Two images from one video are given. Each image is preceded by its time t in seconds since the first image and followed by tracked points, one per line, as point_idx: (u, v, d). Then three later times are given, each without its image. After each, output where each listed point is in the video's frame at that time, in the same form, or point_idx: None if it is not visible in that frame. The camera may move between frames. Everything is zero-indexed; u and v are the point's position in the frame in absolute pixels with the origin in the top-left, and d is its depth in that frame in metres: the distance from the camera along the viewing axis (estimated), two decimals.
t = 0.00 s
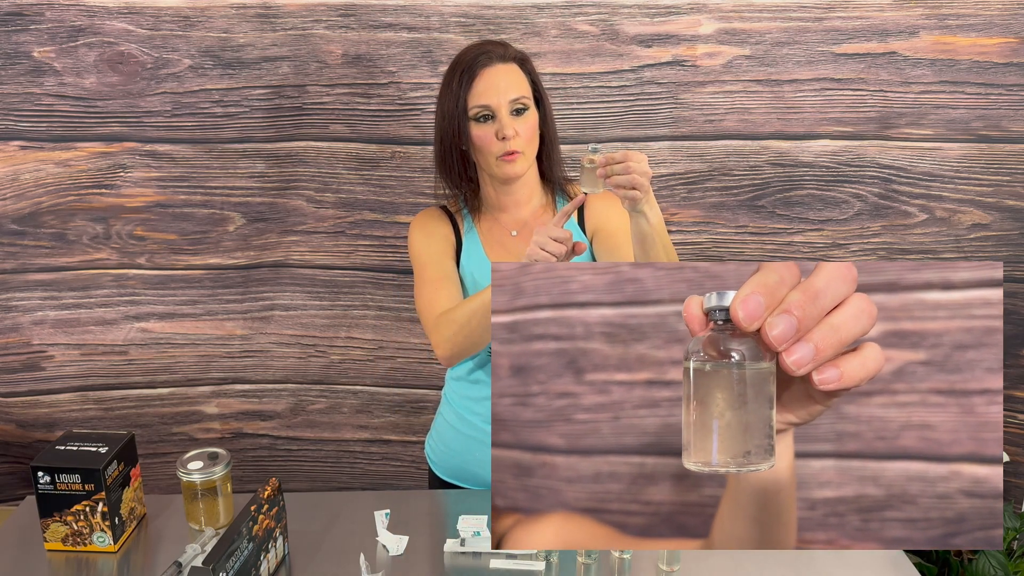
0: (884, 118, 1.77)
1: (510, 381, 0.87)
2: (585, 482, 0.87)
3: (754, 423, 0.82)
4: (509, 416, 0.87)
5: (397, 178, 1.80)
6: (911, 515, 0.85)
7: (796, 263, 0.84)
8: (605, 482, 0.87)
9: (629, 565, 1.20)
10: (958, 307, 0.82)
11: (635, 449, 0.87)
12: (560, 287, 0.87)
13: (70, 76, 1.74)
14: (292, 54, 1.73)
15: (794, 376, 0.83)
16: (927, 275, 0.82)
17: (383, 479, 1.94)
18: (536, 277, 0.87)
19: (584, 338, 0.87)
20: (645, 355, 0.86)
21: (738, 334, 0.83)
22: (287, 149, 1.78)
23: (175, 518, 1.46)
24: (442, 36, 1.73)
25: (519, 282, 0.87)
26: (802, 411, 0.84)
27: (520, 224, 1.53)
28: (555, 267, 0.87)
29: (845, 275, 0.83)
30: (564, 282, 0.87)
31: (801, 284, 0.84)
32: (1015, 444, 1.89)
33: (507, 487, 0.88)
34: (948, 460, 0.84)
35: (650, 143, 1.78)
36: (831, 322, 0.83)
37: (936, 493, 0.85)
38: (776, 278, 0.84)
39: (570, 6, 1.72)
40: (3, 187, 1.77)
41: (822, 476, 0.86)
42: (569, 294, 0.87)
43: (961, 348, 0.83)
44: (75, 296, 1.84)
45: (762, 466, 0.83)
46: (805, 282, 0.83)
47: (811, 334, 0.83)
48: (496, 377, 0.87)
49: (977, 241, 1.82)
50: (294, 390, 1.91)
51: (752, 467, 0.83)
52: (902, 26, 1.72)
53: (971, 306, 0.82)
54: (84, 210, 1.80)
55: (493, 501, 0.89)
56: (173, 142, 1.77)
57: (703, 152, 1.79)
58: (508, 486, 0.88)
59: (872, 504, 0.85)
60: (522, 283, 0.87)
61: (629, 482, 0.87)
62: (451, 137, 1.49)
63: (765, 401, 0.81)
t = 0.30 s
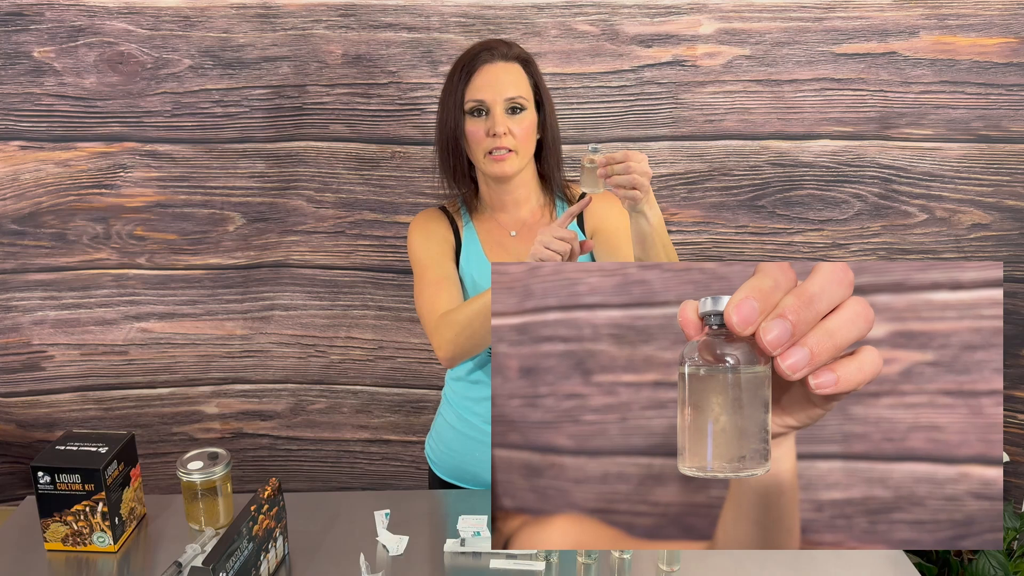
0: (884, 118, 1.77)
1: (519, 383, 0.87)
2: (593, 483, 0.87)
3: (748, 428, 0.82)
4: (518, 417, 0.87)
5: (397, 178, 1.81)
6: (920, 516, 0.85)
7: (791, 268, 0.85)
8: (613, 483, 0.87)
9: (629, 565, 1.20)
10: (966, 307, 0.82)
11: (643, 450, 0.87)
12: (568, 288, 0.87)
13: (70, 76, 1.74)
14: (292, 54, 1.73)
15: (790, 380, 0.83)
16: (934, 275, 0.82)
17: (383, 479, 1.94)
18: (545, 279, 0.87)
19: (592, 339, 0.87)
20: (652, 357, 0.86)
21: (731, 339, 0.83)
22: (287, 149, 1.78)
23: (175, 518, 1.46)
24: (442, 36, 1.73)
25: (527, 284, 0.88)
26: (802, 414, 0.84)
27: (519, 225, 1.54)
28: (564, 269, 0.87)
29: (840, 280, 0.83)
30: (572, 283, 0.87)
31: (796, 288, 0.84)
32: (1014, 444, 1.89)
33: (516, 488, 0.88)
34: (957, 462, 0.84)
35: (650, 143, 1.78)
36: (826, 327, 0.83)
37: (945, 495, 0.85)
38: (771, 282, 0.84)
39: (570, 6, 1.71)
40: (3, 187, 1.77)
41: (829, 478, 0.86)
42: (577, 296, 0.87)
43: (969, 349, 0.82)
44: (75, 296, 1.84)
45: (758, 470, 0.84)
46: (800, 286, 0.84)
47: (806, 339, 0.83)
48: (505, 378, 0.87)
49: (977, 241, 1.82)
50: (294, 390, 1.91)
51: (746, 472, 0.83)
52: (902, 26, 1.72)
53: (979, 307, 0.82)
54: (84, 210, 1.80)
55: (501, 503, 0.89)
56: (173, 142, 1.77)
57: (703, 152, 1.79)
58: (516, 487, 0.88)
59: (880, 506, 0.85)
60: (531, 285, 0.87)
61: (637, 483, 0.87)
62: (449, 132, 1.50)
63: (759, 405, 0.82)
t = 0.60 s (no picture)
0: (884, 118, 1.77)
1: (529, 382, 0.88)
2: (602, 481, 0.87)
3: (748, 420, 0.82)
4: (528, 416, 0.88)
5: (397, 178, 1.81)
6: (929, 516, 0.85)
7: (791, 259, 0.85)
8: (622, 482, 0.87)
9: (629, 565, 1.21)
10: (976, 304, 0.82)
11: (652, 449, 0.87)
12: (577, 288, 0.87)
13: (70, 76, 1.74)
14: (292, 54, 1.73)
15: (791, 372, 0.83)
16: (944, 273, 0.82)
17: (383, 479, 1.94)
18: (553, 279, 0.87)
19: (601, 339, 0.87)
20: (661, 356, 0.86)
21: (731, 330, 0.83)
22: (287, 149, 1.78)
23: (175, 518, 1.46)
24: (442, 36, 1.73)
25: (536, 284, 0.88)
26: (805, 407, 0.85)
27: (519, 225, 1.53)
28: (572, 268, 0.87)
29: (841, 271, 0.83)
30: (581, 282, 0.87)
31: (796, 280, 0.85)
32: (1014, 444, 1.89)
33: (525, 486, 0.88)
34: (967, 461, 0.84)
35: (650, 143, 1.78)
36: (826, 318, 0.83)
37: (955, 494, 0.85)
38: (771, 273, 0.84)
39: (570, 6, 1.71)
40: (3, 187, 1.77)
41: (838, 477, 0.86)
42: (586, 296, 0.87)
43: (979, 346, 0.82)
44: (75, 296, 1.84)
45: (759, 463, 0.84)
46: (800, 277, 0.84)
47: (806, 330, 0.84)
48: (515, 378, 0.87)
49: (977, 241, 1.82)
50: (295, 390, 1.91)
51: (748, 465, 0.84)
52: (902, 26, 1.72)
53: (990, 305, 0.82)
54: (84, 210, 1.80)
55: (510, 501, 0.89)
56: (173, 142, 1.77)
57: (703, 152, 1.79)
58: (525, 486, 0.88)
59: (889, 505, 0.85)
60: (540, 285, 0.87)
61: (645, 482, 0.87)
62: (449, 131, 1.50)
63: (759, 398, 0.81)
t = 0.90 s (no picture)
0: (884, 118, 1.77)
1: (540, 382, 0.88)
2: (613, 481, 0.88)
3: (754, 422, 0.83)
4: (539, 416, 0.88)
5: (397, 178, 1.81)
6: (940, 516, 0.85)
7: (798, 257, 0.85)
8: (632, 481, 0.88)
9: (629, 565, 1.21)
10: (987, 302, 0.82)
11: (662, 448, 0.87)
12: (587, 288, 0.87)
13: (70, 76, 1.74)
14: (292, 54, 1.73)
15: (798, 373, 0.84)
16: (955, 271, 0.82)
17: (383, 479, 1.94)
18: (564, 279, 0.87)
19: (612, 339, 0.87)
20: (672, 356, 0.86)
21: (736, 331, 0.83)
22: (287, 149, 1.78)
23: (175, 518, 1.46)
24: (442, 36, 1.73)
25: (547, 285, 0.88)
26: (814, 408, 0.85)
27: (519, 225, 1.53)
28: (583, 269, 0.87)
29: (848, 269, 0.83)
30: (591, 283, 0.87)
31: (803, 278, 0.85)
32: (1014, 444, 1.89)
33: (537, 485, 0.88)
34: (978, 461, 0.84)
35: (650, 143, 1.78)
36: (833, 318, 0.84)
37: (966, 494, 0.85)
38: (777, 273, 0.85)
39: (570, 6, 1.71)
40: (3, 187, 1.77)
41: (848, 477, 0.86)
42: (597, 296, 0.87)
43: (991, 344, 0.82)
44: (75, 296, 1.84)
45: (765, 466, 0.85)
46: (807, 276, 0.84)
47: (813, 331, 0.84)
48: (526, 378, 0.87)
49: (977, 241, 1.82)
50: (295, 390, 1.91)
51: (754, 467, 0.85)
52: (902, 26, 1.72)
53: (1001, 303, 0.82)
54: (84, 210, 1.80)
55: (521, 500, 0.89)
56: (173, 142, 1.77)
57: (703, 152, 1.79)
58: (536, 485, 0.89)
59: (900, 505, 0.86)
60: (551, 286, 0.87)
61: (656, 481, 0.87)
62: (449, 130, 1.51)
63: (765, 399, 0.83)
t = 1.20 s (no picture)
0: (884, 118, 1.77)
1: (549, 381, 0.88)
2: (620, 479, 0.88)
3: (742, 419, 0.83)
4: (548, 415, 0.88)
5: (397, 178, 1.81)
6: (949, 515, 0.85)
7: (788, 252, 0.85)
8: (640, 479, 0.88)
9: (629, 565, 1.21)
10: (996, 299, 0.82)
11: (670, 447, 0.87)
12: (595, 288, 0.88)
13: (70, 76, 1.74)
14: (291, 54, 1.73)
15: (789, 368, 0.84)
16: (964, 267, 0.82)
17: (383, 479, 1.94)
18: (572, 279, 0.88)
19: (619, 338, 0.88)
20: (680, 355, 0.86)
21: (723, 325, 0.84)
22: (287, 149, 1.78)
23: (175, 518, 1.46)
24: (442, 36, 1.73)
25: (555, 284, 0.88)
26: (809, 405, 0.84)
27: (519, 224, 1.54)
28: (590, 268, 0.88)
29: (839, 263, 0.83)
30: (599, 282, 0.88)
31: (792, 273, 0.85)
32: (1014, 444, 1.89)
33: (546, 483, 0.89)
34: (987, 459, 0.84)
35: (651, 143, 1.78)
36: (824, 312, 0.84)
37: (975, 493, 0.85)
38: (764, 268, 0.85)
39: (570, 6, 1.72)
40: (3, 187, 1.77)
41: (856, 475, 0.86)
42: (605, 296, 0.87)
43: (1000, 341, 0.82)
44: (75, 296, 1.84)
45: (754, 462, 0.85)
46: (796, 270, 0.85)
47: (802, 325, 0.84)
48: (535, 377, 0.88)
49: (977, 241, 1.82)
50: (294, 390, 1.91)
51: (743, 463, 0.85)
52: (902, 26, 1.72)
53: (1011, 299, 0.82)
54: (84, 210, 1.80)
55: (529, 498, 0.90)
56: (173, 142, 1.77)
57: (703, 152, 1.79)
58: (544, 483, 0.89)
59: (908, 504, 0.86)
60: (559, 285, 0.88)
61: (663, 479, 0.88)
62: (449, 130, 1.51)
63: (753, 395, 0.83)
